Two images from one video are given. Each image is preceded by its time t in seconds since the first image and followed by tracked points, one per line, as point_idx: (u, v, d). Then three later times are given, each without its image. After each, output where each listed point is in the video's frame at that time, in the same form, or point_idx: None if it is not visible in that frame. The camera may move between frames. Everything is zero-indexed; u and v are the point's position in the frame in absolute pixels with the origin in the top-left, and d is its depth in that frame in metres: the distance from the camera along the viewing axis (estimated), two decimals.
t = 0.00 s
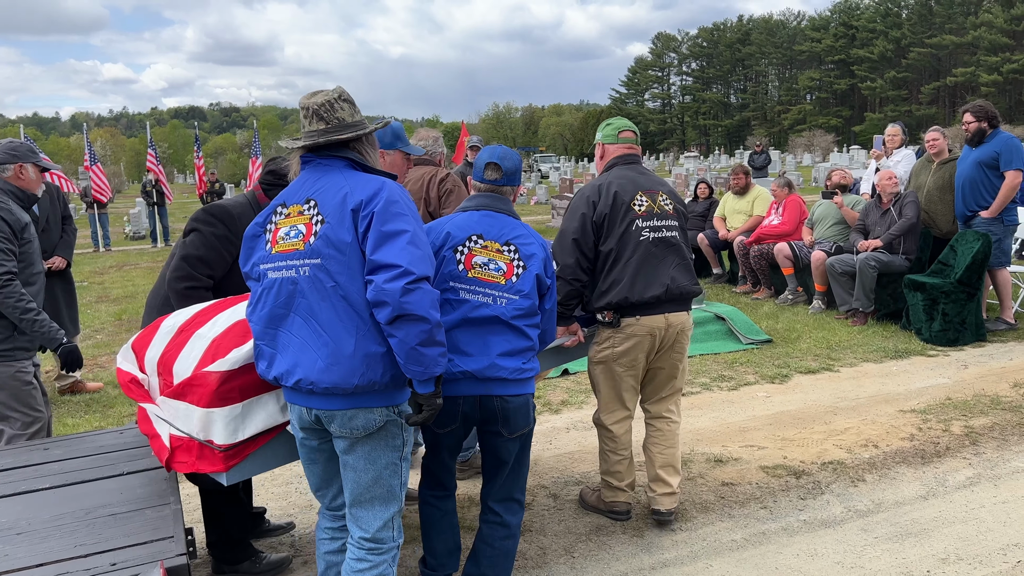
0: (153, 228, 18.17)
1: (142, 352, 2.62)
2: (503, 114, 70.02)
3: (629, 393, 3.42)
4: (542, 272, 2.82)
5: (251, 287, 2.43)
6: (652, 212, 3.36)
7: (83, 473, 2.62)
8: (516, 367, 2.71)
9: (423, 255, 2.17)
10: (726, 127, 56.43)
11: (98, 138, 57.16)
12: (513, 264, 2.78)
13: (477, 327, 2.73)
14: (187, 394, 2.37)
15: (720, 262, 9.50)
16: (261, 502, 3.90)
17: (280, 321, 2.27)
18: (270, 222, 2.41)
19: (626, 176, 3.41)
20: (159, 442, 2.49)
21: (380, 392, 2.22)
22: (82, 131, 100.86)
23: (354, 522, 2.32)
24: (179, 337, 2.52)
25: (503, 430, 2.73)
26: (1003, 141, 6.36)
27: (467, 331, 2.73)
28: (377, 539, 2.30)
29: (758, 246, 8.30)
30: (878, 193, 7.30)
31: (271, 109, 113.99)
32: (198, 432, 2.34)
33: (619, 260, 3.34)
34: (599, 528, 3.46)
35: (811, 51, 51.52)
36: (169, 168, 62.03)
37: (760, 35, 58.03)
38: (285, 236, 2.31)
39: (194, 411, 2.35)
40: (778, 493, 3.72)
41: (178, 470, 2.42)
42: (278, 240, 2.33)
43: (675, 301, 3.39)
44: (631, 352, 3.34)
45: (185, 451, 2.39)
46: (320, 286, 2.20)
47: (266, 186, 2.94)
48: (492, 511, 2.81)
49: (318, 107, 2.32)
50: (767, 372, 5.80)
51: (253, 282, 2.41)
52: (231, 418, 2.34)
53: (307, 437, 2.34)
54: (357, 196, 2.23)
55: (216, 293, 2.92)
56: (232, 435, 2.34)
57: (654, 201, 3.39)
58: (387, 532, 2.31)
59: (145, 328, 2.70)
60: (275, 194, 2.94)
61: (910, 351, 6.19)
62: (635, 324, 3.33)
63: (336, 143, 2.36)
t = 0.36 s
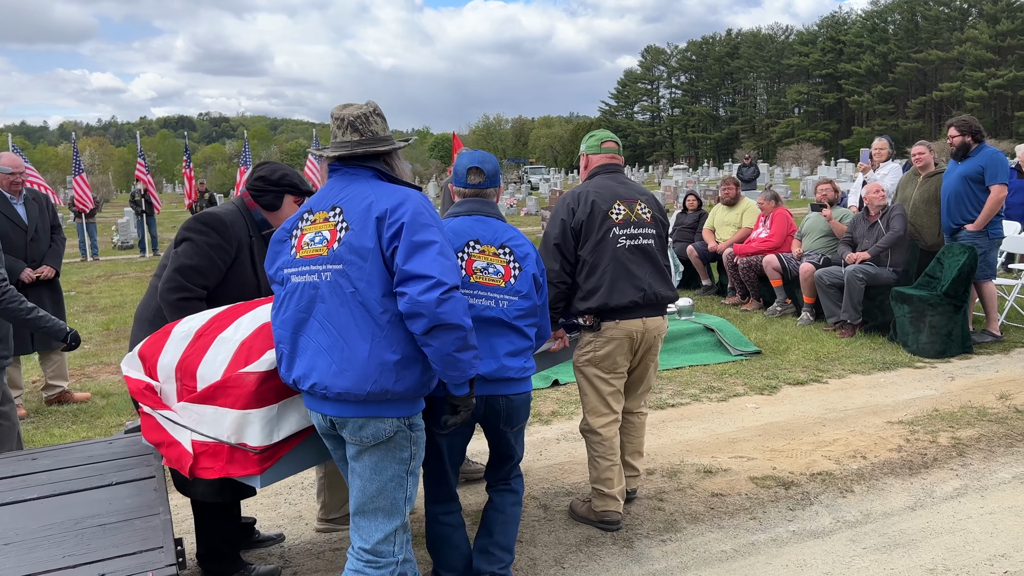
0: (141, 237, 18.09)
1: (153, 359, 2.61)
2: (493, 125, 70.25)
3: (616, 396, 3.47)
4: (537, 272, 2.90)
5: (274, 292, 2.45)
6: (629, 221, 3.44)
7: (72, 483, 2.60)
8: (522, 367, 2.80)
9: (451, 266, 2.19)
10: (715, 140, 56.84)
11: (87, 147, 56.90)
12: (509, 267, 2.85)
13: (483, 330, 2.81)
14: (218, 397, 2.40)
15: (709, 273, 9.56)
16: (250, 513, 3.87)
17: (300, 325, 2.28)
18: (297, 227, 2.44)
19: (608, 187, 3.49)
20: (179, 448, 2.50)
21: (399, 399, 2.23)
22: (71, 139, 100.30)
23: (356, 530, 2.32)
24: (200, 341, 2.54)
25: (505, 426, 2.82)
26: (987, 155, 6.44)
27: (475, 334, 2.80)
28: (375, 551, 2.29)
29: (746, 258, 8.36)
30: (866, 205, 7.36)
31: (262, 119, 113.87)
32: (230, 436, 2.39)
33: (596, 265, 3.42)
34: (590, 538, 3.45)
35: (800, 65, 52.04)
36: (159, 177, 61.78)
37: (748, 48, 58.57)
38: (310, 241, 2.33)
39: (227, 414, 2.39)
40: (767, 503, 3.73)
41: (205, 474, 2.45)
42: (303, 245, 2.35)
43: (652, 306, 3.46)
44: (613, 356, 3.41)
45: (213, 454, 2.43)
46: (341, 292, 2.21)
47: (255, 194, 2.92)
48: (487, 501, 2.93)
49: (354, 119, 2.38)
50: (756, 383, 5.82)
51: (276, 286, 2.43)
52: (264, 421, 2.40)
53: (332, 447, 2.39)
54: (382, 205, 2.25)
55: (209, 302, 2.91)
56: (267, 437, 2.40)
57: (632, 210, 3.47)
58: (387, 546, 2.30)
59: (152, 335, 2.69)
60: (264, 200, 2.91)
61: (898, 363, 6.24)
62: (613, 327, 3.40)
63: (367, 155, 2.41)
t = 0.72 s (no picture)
0: (132, 248, 18.08)
1: (174, 369, 2.57)
2: (486, 138, 70.54)
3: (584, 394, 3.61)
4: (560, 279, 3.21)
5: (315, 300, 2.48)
6: (615, 234, 3.58)
7: (60, 494, 2.60)
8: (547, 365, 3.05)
9: (492, 266, 2.28)
10: (706, 154, 57.25)
11: (78, 157, 56.74)
12: (537, 274, 3.12)
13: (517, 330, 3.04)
14: (262, 400, 2.46)
15: (699, 287, 9.62)
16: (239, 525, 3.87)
17: (350, 333, 2.32)
18: (337, 237, 2.47)
19: (601, 201, 3.63)
20: (212, 456, 2.51)
21: (454, 398, 2.32)
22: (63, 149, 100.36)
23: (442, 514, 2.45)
24: (229, 348, 2.57)
25: (532, 420, 3.02)
26: (972, 172, 6.54)
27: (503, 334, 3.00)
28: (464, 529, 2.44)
29: (736, 272, 8.42)
30: (854, 220, 7.44)
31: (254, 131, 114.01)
32: (276, 437, 2.46)
33: (578, 272, 3.58)
34: (578, 550, 3.46)
35: (790, 81, 52.58)
36: (150, 187, 61.65)
37: (739, 64, 59.13)
38: (355, 250, 2.37)
39: (273, 416, 2.46)
40: (754, 516, 3.76)
41: (245, 480, 2.49)
42: (348, 254, 2.39)
43: (626, 315, 3.58)
44: (587, 357, 3.52)
45: (255, 458, 2.48)
46: (392, 298, 2.27)
47: (246, 203, 2.93)
48: (519, 505, 3.09)
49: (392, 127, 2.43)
50: (744, 396, 5.86)
51: (318, 293, 2.46)
52: (310, 421, 2.49)
53: (388, 447, 2.44)
54: (424, 212, 2.32)
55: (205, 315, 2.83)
56: (313, 438, 2.49)
57: (619, 224, 3.61)
58: (473, 524, 2.45)
59: (167, 345, 2.65)
60: (250, 211, 2.94)
61: (885, 377, 6.29)
62: (590, 332, 3.52)
63: (403, 162, 2.45)
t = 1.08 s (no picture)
0: (126, 258, 18.07)
1: (203, 380, 2.55)
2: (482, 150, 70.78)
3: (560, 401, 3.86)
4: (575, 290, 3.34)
5: (361, 304, 2.56)
6: (577, 245, 3.82)
7: (50, 504, 2.59)
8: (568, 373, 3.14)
9: (541, 267, 2.43)
10: (700, 168, 57.57)
11: (73, 166, 56.67)
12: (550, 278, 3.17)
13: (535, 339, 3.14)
14: (306, 409, 2.44)
15: (692, 300, 9.65)
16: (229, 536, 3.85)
17: (404, 333, 2.41)
18: (386, 243, 2.57)
19: (561, 214, 3.89)
20: (247, 466, 2.47)
21: (505, 396, 2.43)
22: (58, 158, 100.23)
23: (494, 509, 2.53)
24: (264, 358, 2.55)
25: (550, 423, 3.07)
26: (962, 188, 6.59)
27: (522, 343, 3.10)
28: (519, 523, 2.52)
29: (729, 285, 8.46)
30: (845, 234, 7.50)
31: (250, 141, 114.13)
32: (319, 445, 2.42)
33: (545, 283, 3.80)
34: (570, 563, 3.46)
35: (783, 95, 52.98)
36: (145, 197, 61.59)
37: (733, 78, 59.55)
38: (407, 255, 2.48)
39: (318, 425, 2.43)
40: (745, 529, 3.76)
41: (282, 489, 2.44)
42: (399, 258, 2.50)
43: (595, 321, 3.77)
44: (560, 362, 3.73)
45: (296, 467, 2.44)
46: (447, 298, 2.40)
47: (240, 211, 2.92)
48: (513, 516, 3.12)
49: (433, 140, 2.59)
50: (737, 409, 5.87)
51: (365, 298, 2.55)
52: (354, 431, 2.46)
53: (428, 448, 2.51)
54: (477, 217, 2.47)
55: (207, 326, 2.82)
56: (356, 445, 2.45)
57: (580, 235, 3.86)
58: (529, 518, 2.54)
59: (189, 356, 2.61)
60: (245, 220, 2.93)
61: (877, 391, 6.31)
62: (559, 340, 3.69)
63: (448, 172, 2.61)
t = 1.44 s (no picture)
0: (121, 267, 18.01)
1: (242, 385, 2.72)
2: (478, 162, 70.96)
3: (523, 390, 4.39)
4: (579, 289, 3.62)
5: (432, 311, 2.78)
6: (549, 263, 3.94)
7: (40, 516, 2.58)
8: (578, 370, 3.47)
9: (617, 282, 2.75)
10: (696, 181, 57.82)
11: (69, 176, 56.61)
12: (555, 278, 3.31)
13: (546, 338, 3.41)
14: (357, 409, 2.69)
15: (687, 312, 9.66)
16: (221, 548, 3.84)
17: (484, 343, 2.69)
18: (456, 255, 2.78)
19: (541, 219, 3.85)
20: (294, 468, 2.67)
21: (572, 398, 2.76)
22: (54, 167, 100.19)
23: (530, 507, 2.82)
24: (306, 363, 2.78)
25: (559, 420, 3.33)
26: (953, 202, 6.64)
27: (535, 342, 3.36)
28: (552, 523, 2.79)
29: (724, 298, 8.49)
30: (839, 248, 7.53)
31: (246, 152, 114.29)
32: (370, 444, 2.68)
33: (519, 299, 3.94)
34: None
35: (778, 109, 53.30)
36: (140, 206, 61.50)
37: (728, 92, 59.87)
38: (484, 268, 2.72)
39: (369, 423, 2.69)
40: (739, 542, 3.76)
41: (332, 489, 2.68)
42: (474, 270, 2.73)
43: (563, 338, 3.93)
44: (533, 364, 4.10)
45: (345, 466, 2.68)
46: (526, 311, 2.67)
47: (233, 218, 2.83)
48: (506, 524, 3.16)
49: (499, 158, 2.89)
50: (731, 422, 5.87)
51: (436, 305, 2.77)
52: (402, 429, 2.74)
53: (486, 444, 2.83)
54: (553, 235, 2.74)
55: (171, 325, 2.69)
56: (404, 443, 2.73)
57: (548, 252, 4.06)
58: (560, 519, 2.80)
59: (222, 364, 2.76)
60: (235, 228, 2.83)
61: (870, 405, 6.32)
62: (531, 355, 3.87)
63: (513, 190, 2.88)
